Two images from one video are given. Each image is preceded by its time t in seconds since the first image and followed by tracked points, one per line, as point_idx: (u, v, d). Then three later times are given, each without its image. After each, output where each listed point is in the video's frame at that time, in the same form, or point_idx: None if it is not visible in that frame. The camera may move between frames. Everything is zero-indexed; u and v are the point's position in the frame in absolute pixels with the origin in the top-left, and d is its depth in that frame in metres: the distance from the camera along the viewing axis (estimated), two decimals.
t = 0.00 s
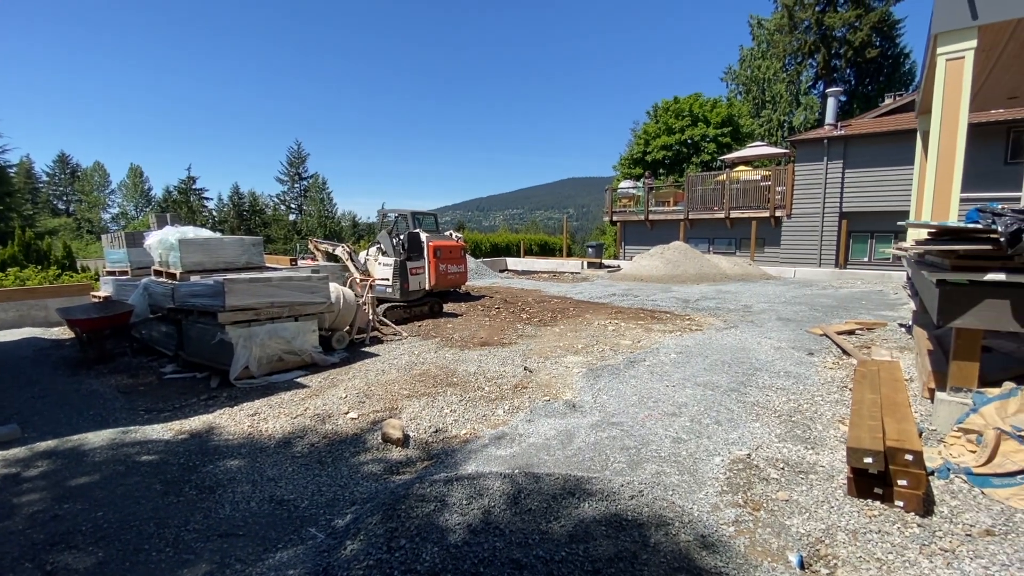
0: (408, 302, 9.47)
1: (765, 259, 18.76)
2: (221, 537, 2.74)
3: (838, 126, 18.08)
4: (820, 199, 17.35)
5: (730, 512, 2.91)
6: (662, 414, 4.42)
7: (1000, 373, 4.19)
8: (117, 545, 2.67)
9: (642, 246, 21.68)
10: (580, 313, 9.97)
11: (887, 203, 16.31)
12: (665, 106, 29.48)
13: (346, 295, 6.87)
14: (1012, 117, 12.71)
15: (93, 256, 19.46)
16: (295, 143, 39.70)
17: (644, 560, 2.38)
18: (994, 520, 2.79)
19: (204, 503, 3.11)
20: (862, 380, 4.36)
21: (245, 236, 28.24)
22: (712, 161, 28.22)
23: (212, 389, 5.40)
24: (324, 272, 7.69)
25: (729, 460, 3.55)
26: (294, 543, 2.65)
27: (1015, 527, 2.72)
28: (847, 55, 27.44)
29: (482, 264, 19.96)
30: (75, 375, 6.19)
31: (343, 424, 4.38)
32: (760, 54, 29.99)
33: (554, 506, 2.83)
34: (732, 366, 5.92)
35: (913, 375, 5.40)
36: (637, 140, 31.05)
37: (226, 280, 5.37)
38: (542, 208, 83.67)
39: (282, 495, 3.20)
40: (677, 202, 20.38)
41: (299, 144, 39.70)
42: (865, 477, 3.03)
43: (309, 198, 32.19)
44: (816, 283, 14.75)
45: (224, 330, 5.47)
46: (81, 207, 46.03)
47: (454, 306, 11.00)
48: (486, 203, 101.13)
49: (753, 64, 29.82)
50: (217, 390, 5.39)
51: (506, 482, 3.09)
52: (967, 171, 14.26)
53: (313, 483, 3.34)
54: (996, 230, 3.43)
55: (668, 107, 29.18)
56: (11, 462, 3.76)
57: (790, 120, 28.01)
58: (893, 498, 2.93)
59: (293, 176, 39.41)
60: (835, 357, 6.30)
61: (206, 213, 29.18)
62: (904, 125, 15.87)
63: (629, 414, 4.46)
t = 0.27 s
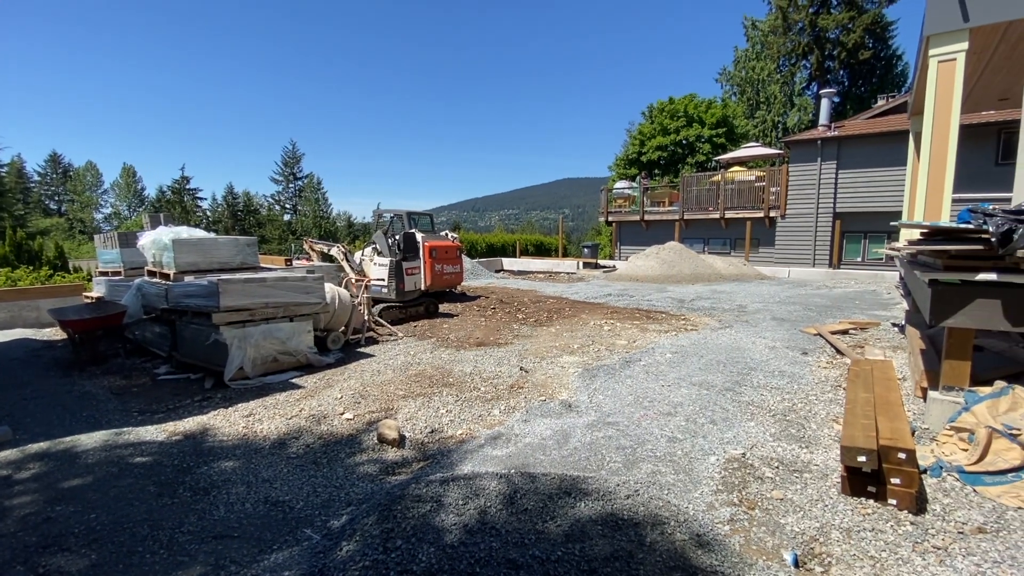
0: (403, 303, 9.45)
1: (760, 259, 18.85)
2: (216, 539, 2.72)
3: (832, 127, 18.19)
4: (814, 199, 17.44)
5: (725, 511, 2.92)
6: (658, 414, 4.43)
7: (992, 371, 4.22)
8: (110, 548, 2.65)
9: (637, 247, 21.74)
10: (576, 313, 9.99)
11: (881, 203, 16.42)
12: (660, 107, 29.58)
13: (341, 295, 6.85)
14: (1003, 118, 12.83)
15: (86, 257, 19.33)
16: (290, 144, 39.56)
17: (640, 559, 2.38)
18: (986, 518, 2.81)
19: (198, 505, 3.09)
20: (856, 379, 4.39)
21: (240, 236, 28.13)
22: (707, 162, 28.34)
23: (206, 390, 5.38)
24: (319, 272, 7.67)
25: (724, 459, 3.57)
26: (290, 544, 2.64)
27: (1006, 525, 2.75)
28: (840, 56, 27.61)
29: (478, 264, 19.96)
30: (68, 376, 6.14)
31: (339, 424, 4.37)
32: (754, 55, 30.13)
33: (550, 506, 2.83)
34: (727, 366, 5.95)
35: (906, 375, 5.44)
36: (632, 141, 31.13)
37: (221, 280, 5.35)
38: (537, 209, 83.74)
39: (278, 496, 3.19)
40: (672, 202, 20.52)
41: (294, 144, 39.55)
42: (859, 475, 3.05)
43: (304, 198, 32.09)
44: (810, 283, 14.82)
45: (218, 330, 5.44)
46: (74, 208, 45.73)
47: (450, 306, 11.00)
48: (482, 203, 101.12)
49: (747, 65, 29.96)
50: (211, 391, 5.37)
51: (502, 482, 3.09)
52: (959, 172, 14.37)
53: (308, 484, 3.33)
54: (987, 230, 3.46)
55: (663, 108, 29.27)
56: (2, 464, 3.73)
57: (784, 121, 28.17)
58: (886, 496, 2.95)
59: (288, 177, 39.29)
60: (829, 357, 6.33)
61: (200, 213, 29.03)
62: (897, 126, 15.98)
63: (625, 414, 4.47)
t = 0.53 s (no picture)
0: (401, 303, 9.44)
1: (757, 259, 18.91)
2: (214, 541, 2.71)
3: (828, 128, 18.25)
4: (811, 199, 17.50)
5: (723, 511, 2.93)
6: (656, 414, 4.44)
7: (987, 371, 4.24)
8: (107, 550, 2.64)
9: (634, 247, 21.76)
10: (573, 313, 10.00)
11: (877, 204, 16.48)
12: (658, 107, 29.64)
13: (338, 295, 6.83)
14: (998, 119, 12.89)
15: (82, 257, 19.24)
16: (287, 143, 39.49)
17: (638, 559, 2.39)
18: (982, 517, 2.82)
19: (195, 507, 3.08)
20: (853, 379, 4.40)
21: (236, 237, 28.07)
22: (704, 162, 28.41)
23: (203, 391, 5.36)
24: (316, 272, 7.66)
25: (722, 459, 3.57)
26: (288, 546, 2.64)
27: (1002, 523, 2.76)
28: (836, 57, 27.72)
29: (476, 264, 19.97)
30: (63, 378, 6.11)
31: (337, 425, 4.36)
32: (751, 56, 30.21)
33: (549, 506, 2.83)
34: (724, 366, 5.96)
35: (902, 374, 5.46)
36: (629, 141, 31.18)
37: (218, 281, 5.33)
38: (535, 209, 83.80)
39: (275, 497, 3.18)
40: (670, 202, 20.57)
41: (291, 144, 39.47)
42: (856, 474, 3.06)
43: (301, 199, 32.03)
44: (807, 283, 14.86)
45: (215, 331, 5.43)
46: (69, 208, 45.55)
47: (447, 307, 11.00)
48: (479, 203, 101.14)
49: (744, 66, 30.04)
50: (208, 392, 5.35)
51: (501, 482, 3.08)
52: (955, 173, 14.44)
53: (306, 485, 3.32)
54: (983, 230, 3.48)
55: (660, 109, 29.32)
56: None
57: (781, 121, 28.24)
58: (884, 495, 2.96)
59: (285, 177, 39.22)
60: (826, 356, 6.35)
61: (196, 213, 28.95)
62: (893, 127, 16.05)
63: (623, 414, 4.47)
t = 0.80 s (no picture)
0: (400, 303, 9.42)
1: (755, 259, 18.93)
2: (212, 542, 2.70)
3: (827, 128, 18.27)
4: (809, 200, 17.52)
5: (723, 511, 2.92)
6: (655, 414, 4.43)
7: (986, 371, 4.25)
8: (105, 551, 2.63)
9: (633, 247, 21.78)
10: (572, 314, 9.99)
11: (875, 204, 16.51)
12: (656, 108, 29.68)
13: (337, 296, 6.82)
14: (996, 119, 12.91)
15: (80, 257, 19.21)
16: (286, 144, 39.47)
17: (638, 560, 2.38)
18: (982, 517, 2.82)
19: (194, 508, 3.07)
20: (853, 379, 4.40)
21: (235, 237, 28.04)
22: (702, 162, 28.44)
23: (202, 391, 5.34)
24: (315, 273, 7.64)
25: (722, 459, 3.57)
26: (287, 547, 2.63)
27: (1002, 523, 2.76)
28: (834, 58, 27.76)
29: (475, 265, 19.99)
30: (61, 378, 6.09)
31: (335, 426, 4.35)
32: (749, 57, 30.24)
33: (549, 507, 2.82)
34: (724, 366, 5.96)
35: (901, 374, 5.46)
36: (628, 142, 31.22)
37: (216, 281, 5.32)
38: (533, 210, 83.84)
39: (274, 498, 3.17)
40: (668, 202, 20.68)
41: (289, 144, 39.45)
42: (856, 474, 3.06)
43: (299, 199, 32.01)
44: (806, 283, 14.87)
45: (213, 331, 5.41)
46: (67, 208, 45.50)
47: (446, 307, 10.99)
48: (478, 204, 101.14)
49: (742, 67, 30.08)
50: (206, 392, 5.33)
51: (501, 483, 3.08)
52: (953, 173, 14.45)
53: (305, 486, 3.31)
54: (982, 230, 3.48)
55: (659, 109, 29.35)
56: None
57: (779, 122, 28.24)
58: (884, 495, 2.96)
59: (283, 177, 39.20)
60: (825, 356, 6.35)
61: (194, 214, 28.91)
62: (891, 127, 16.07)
63: (622, 414, 4.46)
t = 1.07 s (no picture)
0: (399, 304, 9.42)
1: (755, 259, 18.94)
2: (212, 543, 2.70)
3: (826, 129, 18.27)
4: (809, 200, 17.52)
5: (724, 511, 2.92)
6: (656, 415, 4.43)
7: (986, 371, 4.24)
8: (104, 553, 2.62)
9: (633, 247, 21.78)
10: (572, 314, 10.00)
11: (874, 204, 16.51)
12: (655, 108, 29.70)
13: (337, 296, 6.81)
14: (995, 120, 12.92)
15: (80, 258, 19.23)
16: (286, 145, 39.53)
17: (639, 560, 2.38)
18: (983, 517, 2.81)
19: (193, 509, 3.06)
20: (853, 379, 4.40)
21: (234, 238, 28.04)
22: (702, 163, 28.46)
23: (201, 392, 5.33)
24: (315, 273, 7.64)
25: (722, 460, 3.56)
26: (287, 548, 2.62)
27: (1003, 524, 2.75)
28: (833, 58, 27.78)
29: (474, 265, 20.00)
30: (60, 380, 6.08)
31: (335, 426, 4.34)
32: (748, 57, 30.26)
33: (549, 507, 2.82)
34: (724, 366, 5.96)
35: (901, 375, 5.46)
36: (627, 142, 31.24)
37: (215, 282, 5.31)
38: (533, 210, 83.88)
39: (274, 499, 3.16)
40: (668, 204, 20.48)
41: (289, 146, 39.45)
42: (857, 475, 3.05)
43: (299, 200, 32.03)
44: (805, 283, 14.88)
45: (213, 332, 5.41)
46: (67, 209, 45.54)
47: (446, 307, 10.99)
48: (477, 204, 101.16)
49: (741, 67, 30.11)
50: (206, 393, 5.32)
51: (501, 483, 3.07)
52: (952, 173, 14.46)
53: (305, 487, 3.30)
54: (983, 230, 3.48)
55: (658, 110, 29.36)
56: None
57: (779, 122, 28.22)
58: (884, 496, 2.96)
59: (282, 178, 39.21)
60: (825, 357, 6.36)
61: (194, 215, 28.91)
62: (890, 128, 16.08)
63: (622, 414, 4.46)
